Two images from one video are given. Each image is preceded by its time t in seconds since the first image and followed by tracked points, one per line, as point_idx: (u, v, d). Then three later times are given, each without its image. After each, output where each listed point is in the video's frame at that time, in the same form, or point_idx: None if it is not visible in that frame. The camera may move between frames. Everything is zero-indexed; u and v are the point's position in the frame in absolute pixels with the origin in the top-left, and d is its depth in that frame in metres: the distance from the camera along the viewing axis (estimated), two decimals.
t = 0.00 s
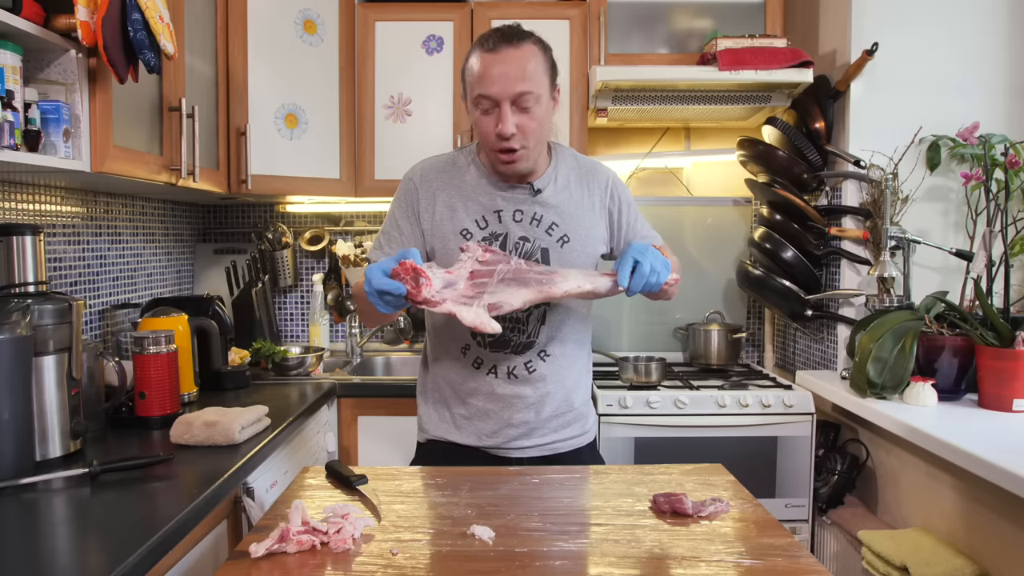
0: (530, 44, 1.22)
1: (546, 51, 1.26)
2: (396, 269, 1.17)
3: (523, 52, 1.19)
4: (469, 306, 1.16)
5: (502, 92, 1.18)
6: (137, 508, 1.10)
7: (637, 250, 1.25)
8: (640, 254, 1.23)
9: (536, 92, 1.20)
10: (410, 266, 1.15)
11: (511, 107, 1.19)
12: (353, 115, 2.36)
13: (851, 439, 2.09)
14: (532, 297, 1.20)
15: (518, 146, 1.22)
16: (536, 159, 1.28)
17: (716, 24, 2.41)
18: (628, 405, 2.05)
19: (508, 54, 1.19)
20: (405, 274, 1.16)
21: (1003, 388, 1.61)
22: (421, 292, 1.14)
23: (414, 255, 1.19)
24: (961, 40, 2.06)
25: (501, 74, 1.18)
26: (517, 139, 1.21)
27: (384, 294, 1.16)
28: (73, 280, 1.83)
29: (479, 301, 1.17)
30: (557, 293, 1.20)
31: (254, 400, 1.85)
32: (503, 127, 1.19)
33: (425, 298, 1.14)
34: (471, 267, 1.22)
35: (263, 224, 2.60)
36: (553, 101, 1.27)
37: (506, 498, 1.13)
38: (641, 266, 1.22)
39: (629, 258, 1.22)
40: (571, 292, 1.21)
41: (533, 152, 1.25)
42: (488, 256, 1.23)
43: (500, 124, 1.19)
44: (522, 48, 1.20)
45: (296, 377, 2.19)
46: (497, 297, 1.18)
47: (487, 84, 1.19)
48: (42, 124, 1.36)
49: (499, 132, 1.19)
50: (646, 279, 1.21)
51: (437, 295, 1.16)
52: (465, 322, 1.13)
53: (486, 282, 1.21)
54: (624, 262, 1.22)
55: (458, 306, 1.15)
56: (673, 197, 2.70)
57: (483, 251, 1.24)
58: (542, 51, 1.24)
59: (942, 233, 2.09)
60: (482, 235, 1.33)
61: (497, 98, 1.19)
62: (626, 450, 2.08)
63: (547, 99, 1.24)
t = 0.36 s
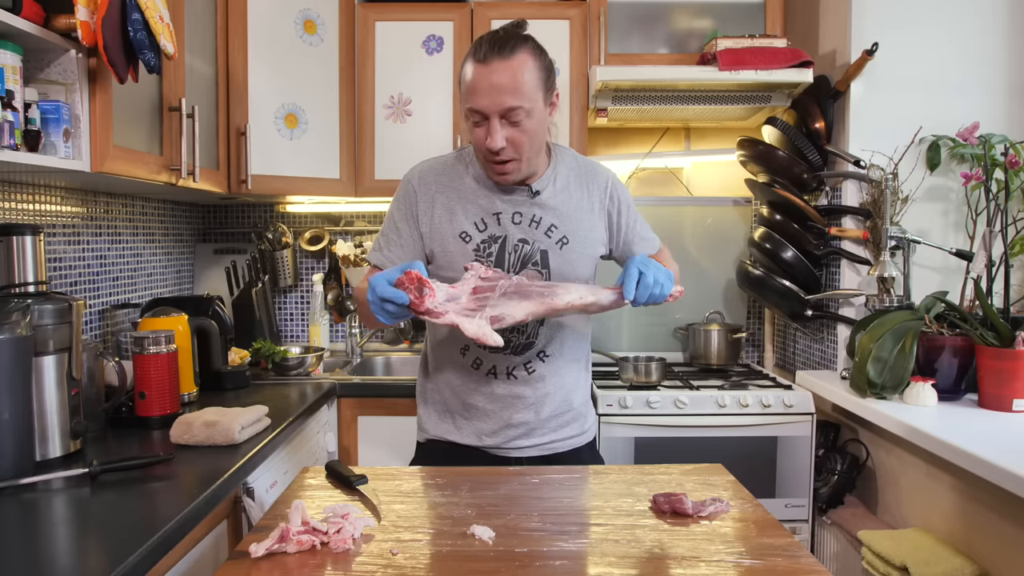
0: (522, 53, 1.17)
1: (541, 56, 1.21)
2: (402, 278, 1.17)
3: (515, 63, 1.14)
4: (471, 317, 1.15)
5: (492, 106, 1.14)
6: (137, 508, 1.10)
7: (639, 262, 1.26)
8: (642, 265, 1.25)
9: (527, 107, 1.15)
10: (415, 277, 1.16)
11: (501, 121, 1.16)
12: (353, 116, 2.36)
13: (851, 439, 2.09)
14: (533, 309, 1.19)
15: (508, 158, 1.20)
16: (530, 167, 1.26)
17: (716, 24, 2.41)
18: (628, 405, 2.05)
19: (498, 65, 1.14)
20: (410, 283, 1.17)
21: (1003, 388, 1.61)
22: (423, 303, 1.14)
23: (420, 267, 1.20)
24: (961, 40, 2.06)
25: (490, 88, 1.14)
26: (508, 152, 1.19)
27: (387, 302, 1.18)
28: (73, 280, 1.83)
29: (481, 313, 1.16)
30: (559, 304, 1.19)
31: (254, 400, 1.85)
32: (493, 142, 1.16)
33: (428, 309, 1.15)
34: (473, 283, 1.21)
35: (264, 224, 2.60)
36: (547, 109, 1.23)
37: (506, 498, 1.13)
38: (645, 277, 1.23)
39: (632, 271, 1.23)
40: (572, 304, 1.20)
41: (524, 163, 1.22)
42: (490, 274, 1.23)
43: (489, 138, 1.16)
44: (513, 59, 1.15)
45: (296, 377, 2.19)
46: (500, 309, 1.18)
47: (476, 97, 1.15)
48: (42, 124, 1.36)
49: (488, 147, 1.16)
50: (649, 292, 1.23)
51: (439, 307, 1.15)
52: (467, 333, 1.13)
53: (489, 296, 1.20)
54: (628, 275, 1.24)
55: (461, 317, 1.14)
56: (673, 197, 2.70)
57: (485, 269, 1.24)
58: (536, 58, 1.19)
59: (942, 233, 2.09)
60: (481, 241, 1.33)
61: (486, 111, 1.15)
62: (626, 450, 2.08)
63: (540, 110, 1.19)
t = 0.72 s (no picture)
0: (522, 72, 1.12)
1: (541, 73, 1.16)
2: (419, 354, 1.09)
3: (516, 85, 1.11)
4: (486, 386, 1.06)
5: (494, 131, 1.11)
6: (137, 508, 1.10)
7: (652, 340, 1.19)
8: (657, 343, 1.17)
9: (529, 130, 1.13)
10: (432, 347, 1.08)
11: (503, 146, 1.13)
12: (353, 116, 2.36)
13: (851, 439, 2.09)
14: (549, 379, 1.08)
15: (510, 179, 1.18)
16: (529, 185, 1.24)
17: (716, 24, 2.41)
18: (628, 405, 2.05)
19: (498, 88, 1.10)
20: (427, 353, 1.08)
21: (1003, 388, 1.61)
22: (438, 371, 1.05)
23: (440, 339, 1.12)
24: (961, 40, 2.06)
25: (491, 113, 1.10)
26: (510, 174, 1.17)
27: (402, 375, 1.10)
28: (73, 280, 1.83)
29: (496, 381, 1.08)
30: (577, 375, 1.08)
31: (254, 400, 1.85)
32: (495, 168, 1.13)
33: (443, 378, 1.05)
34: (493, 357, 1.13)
35: (263, 224, 2.60)
36: (548, 124, 1.20)
37: (506, 498, 1.13)
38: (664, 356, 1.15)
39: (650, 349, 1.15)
40: (590, 377, 1.08)
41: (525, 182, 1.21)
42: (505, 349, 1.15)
43: (491, 163, 1.14)
44: (514, 81, 1.11)
45: (296, 377, 2.19)
46: (516, 378, 1.09)
47: (476, 121, 1.11)
48: (42, 124, 1.36)
49: (490, 171, 1.14)
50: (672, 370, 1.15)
51: (454, 377, 1.06)
52: (481, 400, 1.03)
53: (505, 366, 1.11)
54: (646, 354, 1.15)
55: (475, 385, 1.05)
56: (673, 196, 2.70)
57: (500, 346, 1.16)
58: (536, 76, 1.15)
59: (942, 233, 2.09)
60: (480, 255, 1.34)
61: (487, 136, 1.12)
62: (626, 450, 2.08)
63: (542, 129, 1.16)
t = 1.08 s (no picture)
0: (518, 109, 1.05)
1: (539, 109, 1.09)
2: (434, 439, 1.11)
3: (511, 124, 1.03)
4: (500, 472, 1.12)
5: (487, 173, 1.04)
6: (137, 509, 1.10)
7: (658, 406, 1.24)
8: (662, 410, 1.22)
9: (525, 171, 1.05)
10: (448, 434, 1.10)
11: (498, 187, 1.06)
12: (353, 116, 2.36)
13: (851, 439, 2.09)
14: (563, 462, 1.15)
15: (506, 220, 1.11)
16: (528, 220, 1.17)
17: (716, 24, 2.41)
18: (628, 405, 2.05)
19: (491, 129, 1.03)
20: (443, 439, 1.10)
21: (1003, 388, 1.61)
22: (454, 460, 1.09)
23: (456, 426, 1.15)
24: (961, 41, 2.06)
25: (484, 154, 1.03)
26: (505, 216, 1.10)
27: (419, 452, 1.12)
28: (73, 280, 1.83)
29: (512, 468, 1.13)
30: (589, 456, 1.15)
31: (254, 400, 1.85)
32: (489, 211, 1.06)
33: (458, 467, 1.10)
34: (504, 441, 1.17)
35: (263, 224, 2.60)
36: (548, 160, 1.13)
37: (506, 498, 1.13)
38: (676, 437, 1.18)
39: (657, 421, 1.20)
40: (601, 455, 1.15)
41: (523, 221, 1.14)
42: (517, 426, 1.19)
43: (485, 206, 1.07)
44: (509, 120, 1.04)
45: (296, 377, 2.19)
46: (530, 463, 1.15)
47: (469, 162, 1.05)
48: (42, 124, 1.36)
49: (485, 214, 1.08)
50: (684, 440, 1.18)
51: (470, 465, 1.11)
52: (498, 487, 1.11)
53: (519, 447, 1.16)
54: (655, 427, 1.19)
55: (491, 473, 1.12)
56: (673, 197, 2.70)
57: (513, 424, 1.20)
58: (534, 113, 1.07)
59: (942, 233, 2.09)
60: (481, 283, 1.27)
61: (480, 178, 1.05)
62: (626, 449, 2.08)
63: (541, 168, 1.09)
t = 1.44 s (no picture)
0: (497, 115, 1.06)
1: (520, 116, 1.10)
2: (435, 463, 1.13)
3: (488, 131, 1.04)
4: (501, 496, 1.10)
5: (463, 179, 1.06)
6: (137, 509, 1.10)
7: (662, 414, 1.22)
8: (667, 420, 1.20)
9: (502, 178, 1.06)
10: (449, 460, 1.12)
11: (474, 193, 1.08)
12: (353, 116, 2.36)
13: (851, 439, 2.09)
14: (567, 486, 1.14)
15: (484, 225, 1.12)
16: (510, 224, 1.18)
17: (716, 24, 2.41)
18: (628, 405, 2.05)
19: (467, 136, 1.04)
20: (443, 465, 1.13)
21: (1003, 388, 1.61)
22: (457, 487, 1.10)
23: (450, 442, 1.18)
24: (961, 41, 2.06)
25: (460, 160, 1.05)
26: (483, 221, 1.11)
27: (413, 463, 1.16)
28: (73, 280, 1.83)
29: (513, 488, 1.13)
30: (592, 484, 1.15)
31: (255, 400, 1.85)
32: (465, 216, 1.08)
33: (462, 492, 1.10)
34: (507, 460, 1.19)
35: (263, 224, 2.61)
36: (530, 166, 1.13)
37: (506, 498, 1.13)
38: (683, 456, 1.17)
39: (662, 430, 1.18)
40: (605, 482, 1.16)
41: (504, 227, 1.15)
42: (523, 449, 1.21)
43: (463, 212, 1.09)
44: (486, 127, 1.05)
45: (296, 377, 2.19)
46: (533, 485, 1.14)
47: (446, 167, 1.06)
48: (42, 124, 1.36)
49: (462, 219, 1.09)
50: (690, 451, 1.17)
51: (472, 491, 1.10)
52: (500, 509, 1.08)
53: (522, 471, 1.17)
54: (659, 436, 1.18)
55: (493, 496, 1.10)
56: (673, 197, 2.70)
57: (518, 445, 1.22)
58: (514, 120, 1.08)
59: (942, 233, 2.09)
60: (470, 288, 1.28)
61: (457, 184, 1.07)
62: (626, 449, 2.08)
63: (520, 174, 1.10)
